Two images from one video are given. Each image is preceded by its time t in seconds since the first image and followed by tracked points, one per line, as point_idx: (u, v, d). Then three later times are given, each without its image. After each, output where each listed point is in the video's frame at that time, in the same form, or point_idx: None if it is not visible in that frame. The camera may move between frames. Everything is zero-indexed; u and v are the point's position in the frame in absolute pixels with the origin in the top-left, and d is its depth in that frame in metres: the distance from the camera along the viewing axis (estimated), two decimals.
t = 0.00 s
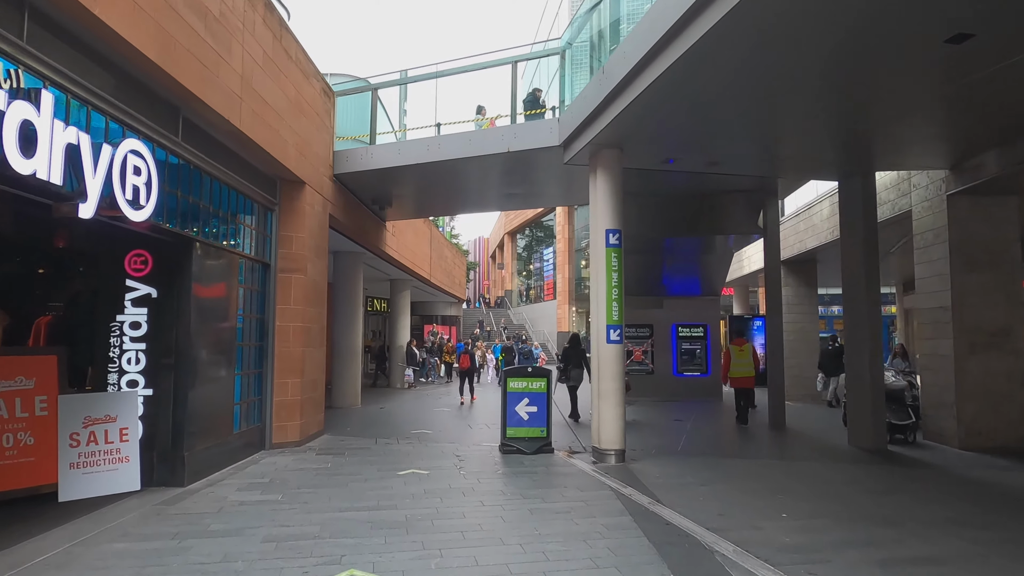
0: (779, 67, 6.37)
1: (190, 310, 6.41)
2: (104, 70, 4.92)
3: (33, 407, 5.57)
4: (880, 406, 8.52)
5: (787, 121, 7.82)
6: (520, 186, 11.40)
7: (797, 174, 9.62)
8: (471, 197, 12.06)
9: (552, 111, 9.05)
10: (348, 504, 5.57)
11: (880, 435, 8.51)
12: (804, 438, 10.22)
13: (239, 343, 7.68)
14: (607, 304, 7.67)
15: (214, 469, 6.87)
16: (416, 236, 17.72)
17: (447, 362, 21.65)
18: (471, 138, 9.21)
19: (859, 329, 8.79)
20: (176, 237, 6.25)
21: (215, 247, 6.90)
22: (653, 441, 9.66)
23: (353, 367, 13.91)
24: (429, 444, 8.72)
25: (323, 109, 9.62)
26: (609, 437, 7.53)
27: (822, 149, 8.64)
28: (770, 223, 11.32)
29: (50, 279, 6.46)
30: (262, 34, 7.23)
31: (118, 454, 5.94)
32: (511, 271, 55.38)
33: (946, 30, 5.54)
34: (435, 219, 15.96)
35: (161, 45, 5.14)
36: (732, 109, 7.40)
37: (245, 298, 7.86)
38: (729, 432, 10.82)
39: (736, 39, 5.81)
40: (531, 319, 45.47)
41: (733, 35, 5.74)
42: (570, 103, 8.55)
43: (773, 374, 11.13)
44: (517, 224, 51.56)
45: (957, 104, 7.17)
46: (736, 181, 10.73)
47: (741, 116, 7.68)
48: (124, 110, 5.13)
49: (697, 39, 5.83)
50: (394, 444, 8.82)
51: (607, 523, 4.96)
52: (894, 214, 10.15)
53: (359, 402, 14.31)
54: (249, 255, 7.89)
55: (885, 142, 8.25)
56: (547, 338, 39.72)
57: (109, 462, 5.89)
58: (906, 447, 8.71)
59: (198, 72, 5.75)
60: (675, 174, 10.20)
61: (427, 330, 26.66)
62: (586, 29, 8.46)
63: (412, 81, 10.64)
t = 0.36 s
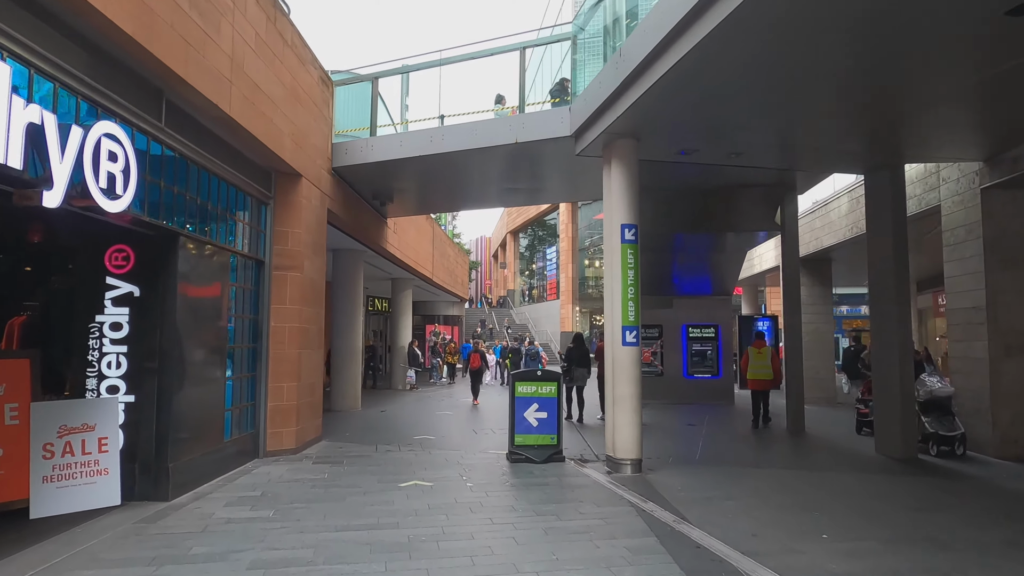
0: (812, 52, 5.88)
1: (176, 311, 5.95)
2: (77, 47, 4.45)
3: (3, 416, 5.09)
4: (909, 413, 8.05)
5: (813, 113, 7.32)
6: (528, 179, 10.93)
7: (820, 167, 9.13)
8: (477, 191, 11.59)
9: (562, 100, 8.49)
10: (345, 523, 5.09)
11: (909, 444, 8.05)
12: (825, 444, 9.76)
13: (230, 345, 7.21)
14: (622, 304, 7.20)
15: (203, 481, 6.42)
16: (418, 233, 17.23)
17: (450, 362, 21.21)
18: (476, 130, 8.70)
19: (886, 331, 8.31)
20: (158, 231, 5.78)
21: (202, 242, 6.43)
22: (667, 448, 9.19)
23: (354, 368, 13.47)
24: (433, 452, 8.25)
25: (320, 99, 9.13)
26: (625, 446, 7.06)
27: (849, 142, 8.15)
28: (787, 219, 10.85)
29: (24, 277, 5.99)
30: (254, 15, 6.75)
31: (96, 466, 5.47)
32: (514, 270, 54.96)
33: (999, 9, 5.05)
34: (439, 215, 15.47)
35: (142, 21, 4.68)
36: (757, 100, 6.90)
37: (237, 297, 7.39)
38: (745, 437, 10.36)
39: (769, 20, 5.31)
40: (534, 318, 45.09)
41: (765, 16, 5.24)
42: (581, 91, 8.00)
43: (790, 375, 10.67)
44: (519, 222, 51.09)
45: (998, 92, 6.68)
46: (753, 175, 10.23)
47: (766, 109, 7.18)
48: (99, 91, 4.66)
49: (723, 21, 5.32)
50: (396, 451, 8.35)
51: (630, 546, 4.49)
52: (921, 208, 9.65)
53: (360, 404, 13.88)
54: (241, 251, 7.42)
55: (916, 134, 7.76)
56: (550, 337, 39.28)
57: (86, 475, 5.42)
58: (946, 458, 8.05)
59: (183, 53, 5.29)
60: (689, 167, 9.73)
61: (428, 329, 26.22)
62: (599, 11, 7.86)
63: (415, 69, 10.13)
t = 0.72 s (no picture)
0: (850, 34, 5.41)
1: (157, 309, 5.47)
2: (41, 13, 3.99)
3: None
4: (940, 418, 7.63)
5: (842, 99, 6.85)
6: (534, 172, 10.45)
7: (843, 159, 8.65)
8: (480, 185, 11.13)
9: (571, 86, 8.03)
10: (339, 542, 4.61)
11: (940, 450, 7.64)
12: (847, 450, 9.30)
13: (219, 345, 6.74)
14: (638, 302, 6.74)
15: (189, 492, 5.95)
16: (419, 231, 16.74)
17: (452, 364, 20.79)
18: (482, 118, 8.25)
19: (916, 332, 7.86)
20: (138, 221, 5.31)
21: (187, 234, 5.97)
22: (683, 454, 8.72)
23: (352, 369, 13.00)
24: (436, 459, 7.77)
25: (316, 85, 8.65)
26: (642, 453, 6.59)
27: (877, 131, 7.67)
28: (805, 214, 10.38)
29: None
30: None
31: (69, 477, 4.98)
32: (515, 269, 54.44)
33: None
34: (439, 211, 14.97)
35: None
36: (783, 85, 6.43)
37: (227, 295, 6.91)
38: (762, 442, 9.90)
39: None
40: (536, 318, 44.62)
41: None
42: (593, 75, 7.54)
43: (808, 377, 10.20)
44: (519, 220, 50.52)
45: None
46: (771, 167, 9.76)
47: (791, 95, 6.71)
48: (66, 63, 4.21)
49: None
50: (397, 458, 7.88)
51: (659, 572, 4.01)
52: (948, 201, 9.19)
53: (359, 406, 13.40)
54: (231, 245, 6.94)
55: (951, 122, 7.29)
56: (552, 338, 38.96)
57: (58, 488, 4.93)
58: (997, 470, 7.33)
59: (164, 25, 4.83)
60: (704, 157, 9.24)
61: (428, 329, 25.74)
62: None
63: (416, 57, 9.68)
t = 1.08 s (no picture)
0: (891, 11, 4.94)
1: (134, 306, 5.03)
2: None
3: None
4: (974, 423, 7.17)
5: (872, 82, 6.39)
6: (538, 161, 9.98)
7: (868, 147, 8.18)
8: (484, 176, 10.67)
9: (581, 69, 7.56)
10: (330, 561, 4.16)
11: (973, 457, 7.19)
12: (869, 453, 8.85)
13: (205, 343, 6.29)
14: (654, 297, 6.28)
15: (170, 503, 5.50)
16: (419, 226, 16.27)
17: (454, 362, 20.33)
18: (486, 104, 7.79)
19: (948, 331, 7.40)
20: (110, 208, 4.87)
21: (168, 222, 5.52)
22: (698, 458, 8.25)
23: (350, 368, 12.55)
24: (437, 464, 7.31)
25: (311, 69, 8.20)
26: (658, 459, 6.14)
27: (907, 118, 7.20)
28: (822, 206, 9.92)
29: None
30: None
31: (33, 487, 4.52)
32: (516, 268, 53.97)
33: None
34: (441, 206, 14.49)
35: None
36: (811, 66, 5.97)
37: (213, 290, 6.47)
38: (778, 445, 9.45)
39: None
40: (538, 318, 44.19)
41: None
42: (604, 57, 7.07)
43: (825, 377, 9.77)
44: (521, 218, 50.04)
45: None
46: (789, 157, 9.29)
47: (818, 77, 6.25)
48: (22, 27, 3.77)
49: None
50: (396, 463, 7.42)
51: None
52: (976, 192, 8.72)
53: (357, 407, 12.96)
54: (218, 236, 6.49)
55: (988, 108, 6.83)
56: (554, 337, 38.50)
57: (22, 500, 4.48)
58: None
59: None
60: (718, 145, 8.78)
61: (430, 327, 25.28)
62: None
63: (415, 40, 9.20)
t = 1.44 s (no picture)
0: None
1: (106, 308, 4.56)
2: None
3: None
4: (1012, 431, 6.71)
5: (910, 68, 5.90)
6: (545, 153, 9.53)
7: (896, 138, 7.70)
8: (488, 169, 10.20)
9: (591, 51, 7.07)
10: None
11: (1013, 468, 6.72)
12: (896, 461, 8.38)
13: (189, 346, 5.85)
14: (672, 295, 5.82)
15: (148, 519, 5.05)
16: (420, 223, 15.79)
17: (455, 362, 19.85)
18: (491, 90, 7.35)
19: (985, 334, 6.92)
20: (77, 195, 4.42)
21: (142, 212, 5.06)
22: (716, 466, 7.77)
23: (348, 370, 12.09)
24: (439, 474, 6.85)
25: (304, 54, 7.73)
26: (677, 471, 5.68)
27: (943, 106, 6.72)
28: (843, 201, 9.45)
29: None
30: None
31: None
32: (518, 267, 53.50)
33: None
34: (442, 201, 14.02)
35: None
36: (847, 49, 5.49)
37: (197, 288, 6.01)
38: (797, 451, 8.99)
39: None
40: (541, 317, 43.73)
41: None
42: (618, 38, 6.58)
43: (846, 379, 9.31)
44: (523, 217, 49.52)
45: None
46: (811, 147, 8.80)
47: (852, 62, 5.77)
48: None
49: None
50: (394, 473, 6.95)
51: None
52: (1008, 184, 8.24)
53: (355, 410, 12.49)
54: (202, 229, 6.03)
55: None
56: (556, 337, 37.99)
57: None
58: None
59: None
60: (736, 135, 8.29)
61: (431, 327, 24.78)
62: None
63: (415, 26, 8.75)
